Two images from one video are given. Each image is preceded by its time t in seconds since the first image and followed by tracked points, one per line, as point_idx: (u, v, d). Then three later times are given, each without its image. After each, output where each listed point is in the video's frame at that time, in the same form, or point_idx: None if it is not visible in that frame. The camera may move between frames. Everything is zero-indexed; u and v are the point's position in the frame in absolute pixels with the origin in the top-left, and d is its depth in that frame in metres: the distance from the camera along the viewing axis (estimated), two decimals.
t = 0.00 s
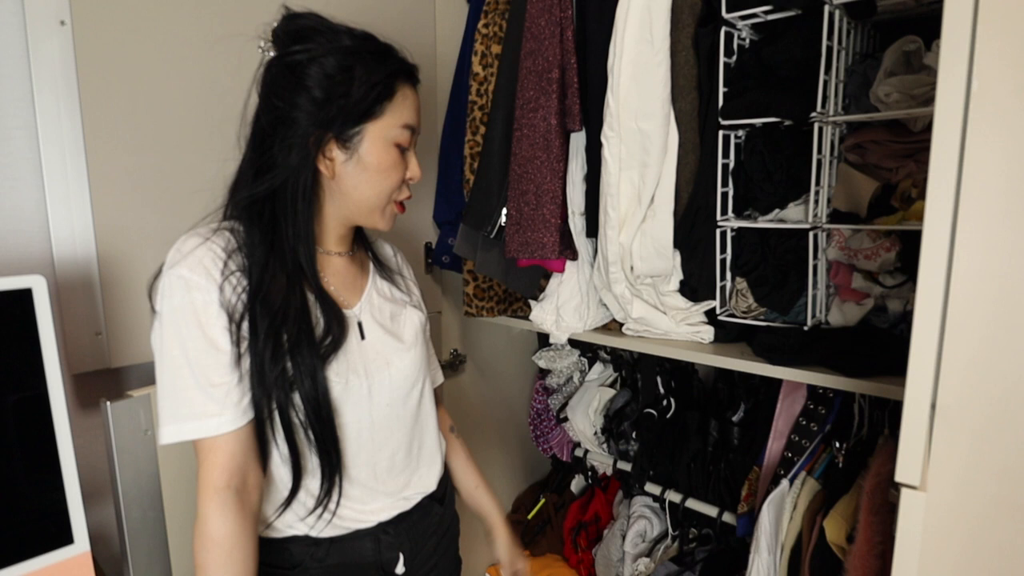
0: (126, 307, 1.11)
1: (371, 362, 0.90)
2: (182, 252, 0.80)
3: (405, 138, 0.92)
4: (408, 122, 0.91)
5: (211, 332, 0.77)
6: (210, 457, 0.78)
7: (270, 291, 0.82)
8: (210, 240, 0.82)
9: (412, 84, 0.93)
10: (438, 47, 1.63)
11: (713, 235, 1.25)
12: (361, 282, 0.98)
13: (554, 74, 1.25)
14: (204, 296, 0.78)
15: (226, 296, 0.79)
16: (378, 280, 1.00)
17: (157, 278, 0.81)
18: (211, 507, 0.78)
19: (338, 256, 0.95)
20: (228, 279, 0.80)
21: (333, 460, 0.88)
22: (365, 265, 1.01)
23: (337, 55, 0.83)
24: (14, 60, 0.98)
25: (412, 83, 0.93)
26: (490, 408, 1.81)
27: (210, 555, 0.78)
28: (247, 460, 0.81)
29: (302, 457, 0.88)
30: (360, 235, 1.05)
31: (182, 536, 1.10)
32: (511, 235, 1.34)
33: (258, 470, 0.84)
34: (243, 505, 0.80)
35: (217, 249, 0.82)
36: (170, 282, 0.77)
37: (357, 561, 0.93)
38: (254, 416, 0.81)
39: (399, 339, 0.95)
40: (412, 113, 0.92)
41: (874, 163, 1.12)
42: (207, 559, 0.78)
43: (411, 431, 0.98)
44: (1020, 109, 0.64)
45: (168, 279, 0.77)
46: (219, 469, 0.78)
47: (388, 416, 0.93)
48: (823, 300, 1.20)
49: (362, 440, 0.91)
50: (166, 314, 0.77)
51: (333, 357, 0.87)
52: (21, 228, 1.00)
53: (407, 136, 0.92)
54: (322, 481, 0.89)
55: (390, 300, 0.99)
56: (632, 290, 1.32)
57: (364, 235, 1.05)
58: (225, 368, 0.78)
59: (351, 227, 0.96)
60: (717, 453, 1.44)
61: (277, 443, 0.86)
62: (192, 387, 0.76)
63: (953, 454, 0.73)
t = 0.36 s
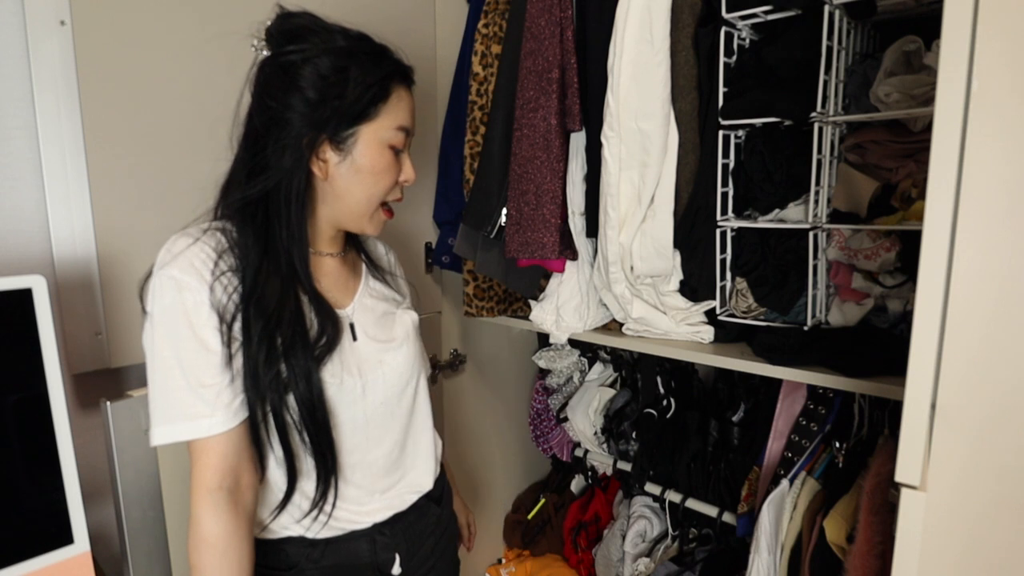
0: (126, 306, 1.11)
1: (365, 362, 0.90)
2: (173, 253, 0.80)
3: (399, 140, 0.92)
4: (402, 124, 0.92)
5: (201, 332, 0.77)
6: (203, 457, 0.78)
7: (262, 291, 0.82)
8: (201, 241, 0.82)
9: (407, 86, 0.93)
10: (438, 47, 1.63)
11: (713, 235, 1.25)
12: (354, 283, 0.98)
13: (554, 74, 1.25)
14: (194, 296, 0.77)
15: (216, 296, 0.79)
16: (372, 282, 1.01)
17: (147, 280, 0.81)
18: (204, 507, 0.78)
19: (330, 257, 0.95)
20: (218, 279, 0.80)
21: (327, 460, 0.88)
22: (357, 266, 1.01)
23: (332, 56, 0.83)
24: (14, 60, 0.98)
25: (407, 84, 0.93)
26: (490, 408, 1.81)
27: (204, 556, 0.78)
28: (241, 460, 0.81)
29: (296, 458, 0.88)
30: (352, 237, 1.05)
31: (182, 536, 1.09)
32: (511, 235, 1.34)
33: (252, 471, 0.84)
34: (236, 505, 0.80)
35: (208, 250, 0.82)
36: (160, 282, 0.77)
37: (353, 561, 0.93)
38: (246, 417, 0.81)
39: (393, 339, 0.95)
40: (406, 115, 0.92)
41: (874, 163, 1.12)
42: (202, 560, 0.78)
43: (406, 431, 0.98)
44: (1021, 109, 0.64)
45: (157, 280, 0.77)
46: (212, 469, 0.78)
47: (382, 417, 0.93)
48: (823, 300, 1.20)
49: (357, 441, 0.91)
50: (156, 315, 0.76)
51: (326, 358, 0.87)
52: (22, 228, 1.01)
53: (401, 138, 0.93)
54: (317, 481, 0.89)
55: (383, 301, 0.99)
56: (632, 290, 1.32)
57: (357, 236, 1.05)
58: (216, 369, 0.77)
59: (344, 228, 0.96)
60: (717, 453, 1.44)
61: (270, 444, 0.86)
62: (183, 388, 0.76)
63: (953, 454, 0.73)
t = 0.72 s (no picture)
0: (126, 306, 1.11)
1: (364, 362, 0.90)
2: (171, 254, 0.80)
3: (392, 134, 0.91)
4: (395, 119, 0.91)
5: (199, 333, 0.77)
6: (203, 457, 0.78)
7: (260, 291, 0.82)
8: (198, 242, 0.83)
9: (399, 79, 0.93)
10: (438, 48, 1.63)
11: (713, 235, 1.25)
12: (354, 283, 0.97)
13: (554, 74, 1.25)
14: (192, 297, 0.78)
15: (214, 297, 0.79)
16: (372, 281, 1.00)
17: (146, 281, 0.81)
18: (205, 506, 0.78)
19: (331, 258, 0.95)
20: (216, 280, 0.80)
21: (327, 460, 0.88)
22: (358, 266, 1.01)
23: (322, 52, 0.83)
24: (14, 60, 0.98)
25: (399, 77, 0.93)
26: (490, 410, 1.82)
27: (205, 555, 0.78)
28: (241, 459, 0.81)
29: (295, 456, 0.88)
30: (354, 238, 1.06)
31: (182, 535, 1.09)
32: (511, 235, 1.34)
33: (252, 470, 0.84)
34: (237, 504, 0.80)
35: (206, 251, 0.82)
36: (159, 283, 0.77)
37: (357, 560, 0.93)
38: (246, 416, 0.81)
39: (393, 338, 0.95)
40: (398, 108, 0.91)
41: (874, 163, 1.12)
42: (202, 559, 0.78)
43: (407, 431, 0.98)
44: (1021, 108, 0.64)
45: (156, 281, 0.77)
46: (211, 469, 0.78)
47: (382, 417, 0.93)
48: (823, 300, 1.21)
49: (357, 440, 0.91)
50: (155, 316, 0.77)
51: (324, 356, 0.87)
52: (22, 228, 1.01)
53: (394, 132, 0.92)
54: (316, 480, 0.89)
55: (383, 301, 0.98)
56: (632, 290, 1.32)
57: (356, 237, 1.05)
58: (215, 369, 0.78)
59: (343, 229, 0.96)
60: (717, 453, 1.44)
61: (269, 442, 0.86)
62: (183, 388, 0.77)
63: (953, 454, 0.73)
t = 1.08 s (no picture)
0: (126, 306, 1.11)
1: (369, 364, 0.90)
2: (179, 255, 0.81)
3: (369, 121, 0.86)
4: (372, 105, 0.86)
5: (206, 333, 0.78)
6: (209, 457, 0.78)
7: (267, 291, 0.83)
8: (205, 243, 0.83)
9: (379, 64, 0.89)
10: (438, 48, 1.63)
11: (713, 235, 1.25)
12: (360, 285, 0.97)
13: (554, 74, 1.25)
14: (199, 297, 0.78)
15: (220, 297, 0.80)
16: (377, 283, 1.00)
17: (154, 282, 0.82)
18: (210, 505, 0.78)
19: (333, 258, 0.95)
20: (223, 280, 0.81)
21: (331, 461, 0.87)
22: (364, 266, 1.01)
23: (312, 45, 0.83)
24: (14, 60, 0.98)
25: (379, 63, 0.89)
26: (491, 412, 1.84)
27: (210, 554, 0.78)
28: (246, 460, 0.81)
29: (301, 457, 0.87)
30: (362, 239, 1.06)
31: (183, 535, 1.09)
32: (511, 235, 1.34)
33: (258, 470, 0.84)
34: (243, 504, 0.80)
35: (213, 251, 0.83)
36: (166, 283, 0.78)
37: (361, 560, 0.93)
38: (252, 416, 0.81)
39: (398, 340, 0.95)
40: (372, 93, 0.86)
41: (874, 163, 1.12)
42: (208, 558, 0.78)
43: (411, 432, 0.98)
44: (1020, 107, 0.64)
45: (164, 281, 0.78)
46: (217, 469, 0.78)
47: (387, 418, 0.93)
48: (823, 300, 1.21)
49: (362, 441, 0.91)
50: (163, 316, 0.77)
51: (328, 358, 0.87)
52: (22, 228, 1.01)
53: (372, 119, 0.86)
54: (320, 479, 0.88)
55: (389, 303, 0.98)
56: (632, 290, 1.32)
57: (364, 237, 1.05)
58: (221, 368, 0.78)
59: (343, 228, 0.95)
60: (717, 453, 1.44)
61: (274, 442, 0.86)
62: (190, 387, 0.77)
63: (952, 454, 0.73)
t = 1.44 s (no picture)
0: (126, 307, 1.11)
1: (375, 367, 0.90)
2: (188, 255, 0.82)
3: (307, 106, 0.85)
4: (310, 90, 0.85)
5: (212, 333, 0.78)
6: (215, 456, 0.78)
7: (274, 291, 0.82)
8: (214, 244, 0.84)
9: (327, 46, 0.87)
10: (438, 48, 1.63)
11: (713, 235, 1.25)
12: (370, 287, 0.97)
13: (554, 74, 1.25)
14: (205, 297, 0.79)
15: (227, 297, 0.80)
16: (388, 284, 1.00)
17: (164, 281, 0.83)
18: (214, 504, 0.78)
19: (337, 259, 0.94)
20: (230, 281, 0.81)
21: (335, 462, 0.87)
22: (375, 267, 1.01)
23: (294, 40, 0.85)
24: (14, 59, 0.98)
25: (326, 45, 0.87)
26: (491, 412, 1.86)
27: (214, 554, 0.78)
28: (252, 460, 0.81)
29: (307, 458, 0.87)
30: (373, 239, 1.06)
31: (182, 535, 1.09)
32: (511, 235, 1.34)
33: (263, 470, 0.84)
34: (247, 504, 0.80)
35: (221, 252, 0.83)
36: (174, 282, 0.79)
37: (365, 561, 0.93)
38: (258, 415, 0.81)
39: (405, 343, 0.94)
40: (312, 77, 0.85)
41: (874, 163, 1.12)
42: (211, 558, 0.78)
43: (417, 435, 0.97)
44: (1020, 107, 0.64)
45: (172, 281, 0.79)
46: (222, 468, 0.78)
47: (392, 420, 0.92)
48: (823, 300, 1.21)
49: (368, 443, 0.91)
50: (170, 315, 0.78)
51: (334, 360, 0.87)
52: (22, 228, 1.01)
53: (313, 104, 0.85)
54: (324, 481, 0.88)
55: (399, 306, 0.98)
56: (632, 290, 1.32)
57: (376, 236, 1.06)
58: (227, 368, 0.78)
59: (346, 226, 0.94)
60: (717, 453, 1.44)
61: (279, 442, 0.86)
62: (196, 387, 0.77)
63: (952, 454, 0.73)
